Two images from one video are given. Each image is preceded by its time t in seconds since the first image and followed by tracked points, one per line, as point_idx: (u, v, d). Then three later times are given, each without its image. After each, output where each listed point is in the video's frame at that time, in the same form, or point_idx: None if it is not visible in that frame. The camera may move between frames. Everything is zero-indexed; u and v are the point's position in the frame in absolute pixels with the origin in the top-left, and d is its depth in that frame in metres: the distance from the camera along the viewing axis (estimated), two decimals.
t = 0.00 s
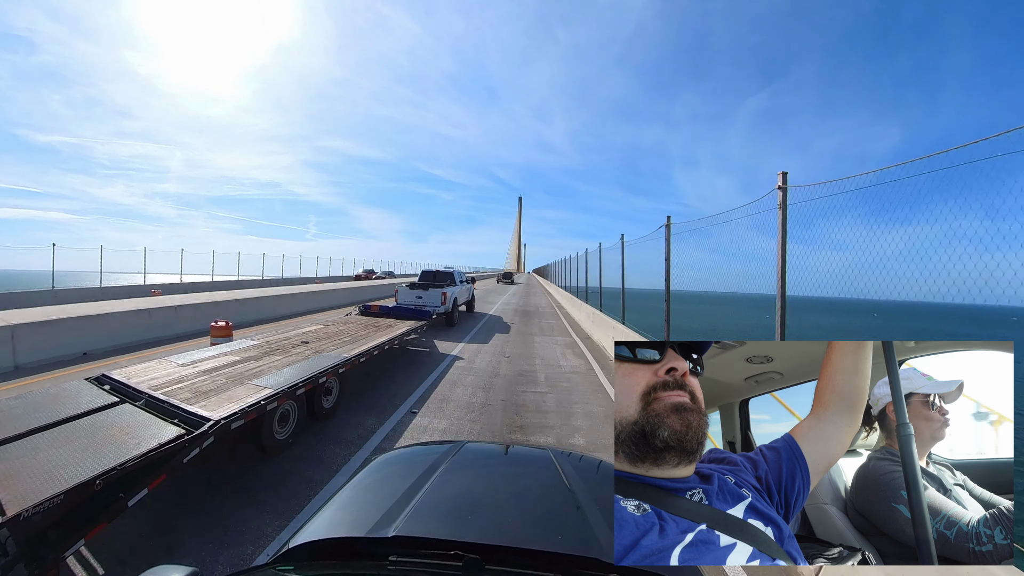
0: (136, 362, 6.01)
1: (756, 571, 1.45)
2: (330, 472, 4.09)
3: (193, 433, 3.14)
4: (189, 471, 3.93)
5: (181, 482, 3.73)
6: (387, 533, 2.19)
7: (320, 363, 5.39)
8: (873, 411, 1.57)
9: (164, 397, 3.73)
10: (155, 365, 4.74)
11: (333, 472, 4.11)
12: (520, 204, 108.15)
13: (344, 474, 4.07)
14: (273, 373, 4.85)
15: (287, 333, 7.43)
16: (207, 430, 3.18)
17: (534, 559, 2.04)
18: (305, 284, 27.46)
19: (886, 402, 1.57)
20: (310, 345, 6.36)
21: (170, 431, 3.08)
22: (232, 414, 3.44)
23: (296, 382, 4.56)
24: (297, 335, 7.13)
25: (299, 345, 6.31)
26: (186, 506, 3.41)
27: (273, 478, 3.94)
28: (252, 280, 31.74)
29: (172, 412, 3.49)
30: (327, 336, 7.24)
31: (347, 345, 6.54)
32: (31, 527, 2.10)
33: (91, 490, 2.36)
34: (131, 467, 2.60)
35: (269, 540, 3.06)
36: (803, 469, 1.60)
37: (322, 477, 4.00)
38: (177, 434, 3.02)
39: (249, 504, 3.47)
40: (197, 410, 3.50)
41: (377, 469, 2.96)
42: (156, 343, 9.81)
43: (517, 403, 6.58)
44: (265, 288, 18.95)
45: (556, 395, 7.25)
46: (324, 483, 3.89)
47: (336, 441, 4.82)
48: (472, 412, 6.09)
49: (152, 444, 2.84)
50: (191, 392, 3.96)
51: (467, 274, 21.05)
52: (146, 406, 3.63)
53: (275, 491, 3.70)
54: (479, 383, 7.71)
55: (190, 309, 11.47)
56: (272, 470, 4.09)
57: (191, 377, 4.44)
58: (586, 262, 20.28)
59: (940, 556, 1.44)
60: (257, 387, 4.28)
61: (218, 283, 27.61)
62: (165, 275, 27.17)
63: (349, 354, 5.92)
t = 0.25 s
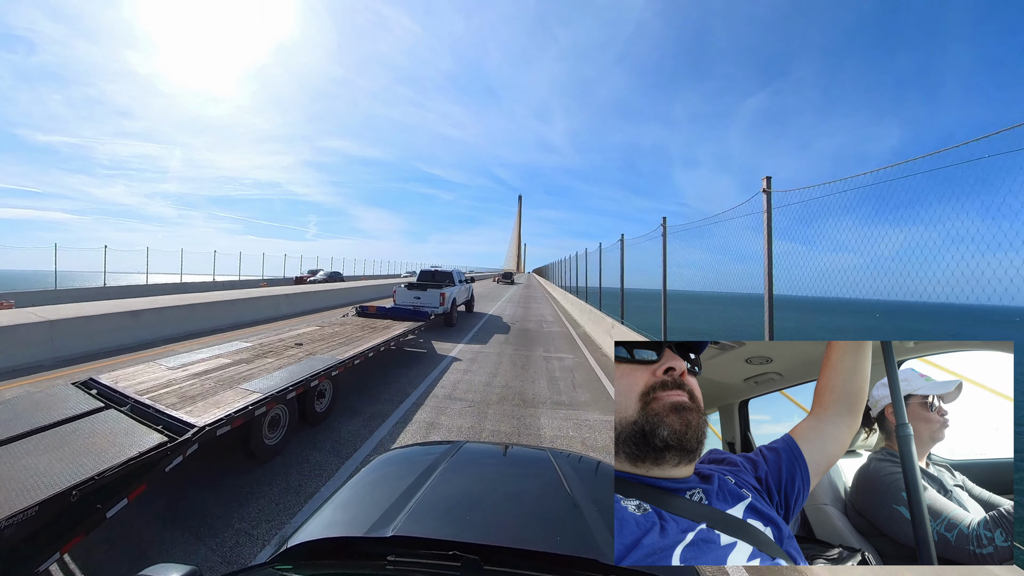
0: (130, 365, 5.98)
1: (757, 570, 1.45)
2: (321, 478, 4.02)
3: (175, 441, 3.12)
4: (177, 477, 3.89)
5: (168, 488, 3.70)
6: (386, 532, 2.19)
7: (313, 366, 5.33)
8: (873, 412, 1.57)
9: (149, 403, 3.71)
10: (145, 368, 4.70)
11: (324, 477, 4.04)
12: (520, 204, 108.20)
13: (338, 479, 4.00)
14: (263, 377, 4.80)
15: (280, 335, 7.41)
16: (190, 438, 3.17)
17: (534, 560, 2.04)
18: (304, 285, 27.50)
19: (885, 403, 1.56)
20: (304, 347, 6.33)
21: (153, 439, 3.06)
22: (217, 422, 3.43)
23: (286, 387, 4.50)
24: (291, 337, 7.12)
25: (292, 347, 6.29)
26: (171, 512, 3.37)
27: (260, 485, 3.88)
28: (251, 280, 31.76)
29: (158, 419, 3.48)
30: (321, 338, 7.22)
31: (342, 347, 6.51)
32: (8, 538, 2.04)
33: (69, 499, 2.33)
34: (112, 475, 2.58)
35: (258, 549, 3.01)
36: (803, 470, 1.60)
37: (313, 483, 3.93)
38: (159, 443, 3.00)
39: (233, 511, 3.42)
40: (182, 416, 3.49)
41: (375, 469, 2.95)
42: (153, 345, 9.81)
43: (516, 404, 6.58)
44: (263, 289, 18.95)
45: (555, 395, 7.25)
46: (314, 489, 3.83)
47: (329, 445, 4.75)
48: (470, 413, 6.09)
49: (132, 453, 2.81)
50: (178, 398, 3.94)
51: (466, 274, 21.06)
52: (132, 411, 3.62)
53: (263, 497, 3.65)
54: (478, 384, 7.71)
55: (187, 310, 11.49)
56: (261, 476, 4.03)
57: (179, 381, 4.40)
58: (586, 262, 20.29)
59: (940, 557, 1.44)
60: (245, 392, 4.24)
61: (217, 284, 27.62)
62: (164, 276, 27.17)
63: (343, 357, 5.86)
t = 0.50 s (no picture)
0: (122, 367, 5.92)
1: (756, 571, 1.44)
2: (312, 487, 3.86)
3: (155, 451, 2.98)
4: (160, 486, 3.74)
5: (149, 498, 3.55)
6: (387, 533, 2.19)
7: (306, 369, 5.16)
8: (871, 413, 1.56)
9: (132, 410, 3.55)
10: (131, 372, 4.62)
11: (316, 486, 3.89)
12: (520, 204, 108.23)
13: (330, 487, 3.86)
14: (252, 381, 4.62)
15: (274, 336, 7.35)
16: (171, 448, 3.04)
17: (534, 560, 2.04)
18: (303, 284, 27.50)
19: (884, 403, 1.56)
20: (298, 349, 6.27)
21: (132, 449, 2.91)
22: (200, 430, 3.27)
23: (274, 392, 4.31)
24: (284, 339, 7.06)
25: (285, 349, 6.24)
26: (152, 524, 3.23)
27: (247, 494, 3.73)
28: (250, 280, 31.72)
29: (138, 427, 3.31)
30: (315, 340, 7.17)
31: (336, 348, 6.46)
32: None
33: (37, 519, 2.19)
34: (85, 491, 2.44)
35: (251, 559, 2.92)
36: (803, 470, 1.60)
37: (303, 492, 3.78)
38: (137, 454, 2.85)
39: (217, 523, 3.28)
40: (164, 425, 3.33)
41: (377, 469, 2.96)
42: (148, 345, 9.76)
43: (514, 403, 6.58)
44: (260, 289, 18.90)
45: (554, 394, 7.25)
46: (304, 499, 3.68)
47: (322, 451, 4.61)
48: (469, 413, 6.07)
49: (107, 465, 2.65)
50: (162, 404, 3.78)
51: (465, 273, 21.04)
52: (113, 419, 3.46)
53: (251, 506, 3.53)
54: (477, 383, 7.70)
55: (182, 311, 11.43)
56: (248, 484, 3.88)
57: (165, 386, 4.28)
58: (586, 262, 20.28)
59: (940, 557, 1.44)
60: (231, 397, 4.08)
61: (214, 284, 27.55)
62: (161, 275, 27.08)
63: (336, 359, 5.75)
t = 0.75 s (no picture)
0: (116, 369, 5.89)
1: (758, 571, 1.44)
2: (302, 496, 3.73)
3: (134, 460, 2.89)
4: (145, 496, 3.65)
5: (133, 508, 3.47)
6: (388, 532, 2.19)
7: (296, 373, 5.04)
8: (869, 415, 1.57)
9: (116, 415, 3.50)
10: (118, 376, 4.56)
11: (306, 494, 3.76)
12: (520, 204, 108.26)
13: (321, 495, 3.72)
14: (240, 386, 4.49)
15: (267, 339, 7.31)
16: (151, 456, 2.94)
17: (535, 559, 2.04)
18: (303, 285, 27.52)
19: (883, 405, 1.56)
20: (290, 351, 6.23)
21: (110, 458, 2.84)
22: (180, 438, 3.17)
23: (264, 396, 4.20)
24: (277, 342, 7.02)
25: (277, 351, 6.20)
26: (134, 537, 3.11)
27: (233, 503, 3.61)
28: (249, 280, 31.73)
29: (119, 433, 3.26)
30: (309, 342, 7.14)
31: (330, 351, 6.42)
32: None
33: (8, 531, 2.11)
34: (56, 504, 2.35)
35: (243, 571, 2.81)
36: (803, 471, 1.60)
37: (292, 501, 3.64)
38: (115, 463, 2.76)
39: (199, 535, 3.18)
40: (145, 431, 3.27)
41: (378, 467, 2.97)
42: (145, 347, 9.74)
43: (513, 403, 6.58)
44: (258, 290, 18.89)
45: (553, 394, 7.25)
46: (293, 507, 3.55)
47: (315, 457, 4.48)
48: (468, 412, 6.07)
49: (84, 475, 2.58)
50: (146, 409, 3.72)
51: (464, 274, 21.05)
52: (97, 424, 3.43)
53: (242, 517, 3.41)
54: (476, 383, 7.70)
55: (179, 312, 11.41)
56: (236, 493, 3.77)
57: (152, 390, 4.20)
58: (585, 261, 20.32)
59: (939, 558, 1.44)
60: (218, 403, 3.99)
61: (213, 284, 27.55)
62: (159, 276, 27.05)
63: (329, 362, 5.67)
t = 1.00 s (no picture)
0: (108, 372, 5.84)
1: (758, 570, 1.44)
2: (294, 507, 3.49)
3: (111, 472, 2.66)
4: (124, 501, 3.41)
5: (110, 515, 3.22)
6: (387, 533, 2.20)
7: (287, 379, 4.77)
8: (869, 415, 1.57)
9: (96, 423, 3.31)
10: (103, 382, 4.46)
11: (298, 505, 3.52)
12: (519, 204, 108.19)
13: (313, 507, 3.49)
14: (227, 392, 4.26)
15: (259, 342, 7.25)
16: (128, 469, 2.71)
17: (534, 560, 2.04)
18: (301, 285, 27.53)
19: (882, 405, 1.57)
20: (281, 355, 6.18)
21: (86, 470, 2.62)
22: (161, 449, 2.96)
23: (249, 403, 3.93)
24: (269, 345, 6.98)
25: (269, 355, 6.15)
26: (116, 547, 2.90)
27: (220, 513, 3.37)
28: (248, 281, 31.70)
29: (98, 442, 3.05)
30: (301, 346, 7.10)
31: (322, 355, 6.36)
32: None
33: None
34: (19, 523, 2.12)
35: None
36: (803, 469, 1.60)
37: (283, 514, 3.40)
38: (90, 475, 2.55)
39: (181, 546, 2.94)
40: (125, 441, 3.05)
41: (379, 468, 2.98)
42: (140, 348, 9.68)
43: (512, 404, 6.58)
44: (256, 291, 18.82)
45: (551, 395, 7.25)
46: (287, 516, 3.37)
47: (308, 465, 4.23)
48: (466, 413, 6.07)
49: (56, 488, 2.38)
50: (128, 416, 3.52)
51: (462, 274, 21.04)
52: (75, 433, 3.22)
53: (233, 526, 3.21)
54: (475, 384, 7.69)
55: (175, 313, 11.36)
56: (226, 501, 3.56)
57: (137, 396, 4.05)
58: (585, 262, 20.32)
59: (940, 558, 1.44)
60: (202, 410, 3.75)
61: (211, 285, 27.49)
62: (156, 276, 26.95)
63: (322, 366, 5.55)
